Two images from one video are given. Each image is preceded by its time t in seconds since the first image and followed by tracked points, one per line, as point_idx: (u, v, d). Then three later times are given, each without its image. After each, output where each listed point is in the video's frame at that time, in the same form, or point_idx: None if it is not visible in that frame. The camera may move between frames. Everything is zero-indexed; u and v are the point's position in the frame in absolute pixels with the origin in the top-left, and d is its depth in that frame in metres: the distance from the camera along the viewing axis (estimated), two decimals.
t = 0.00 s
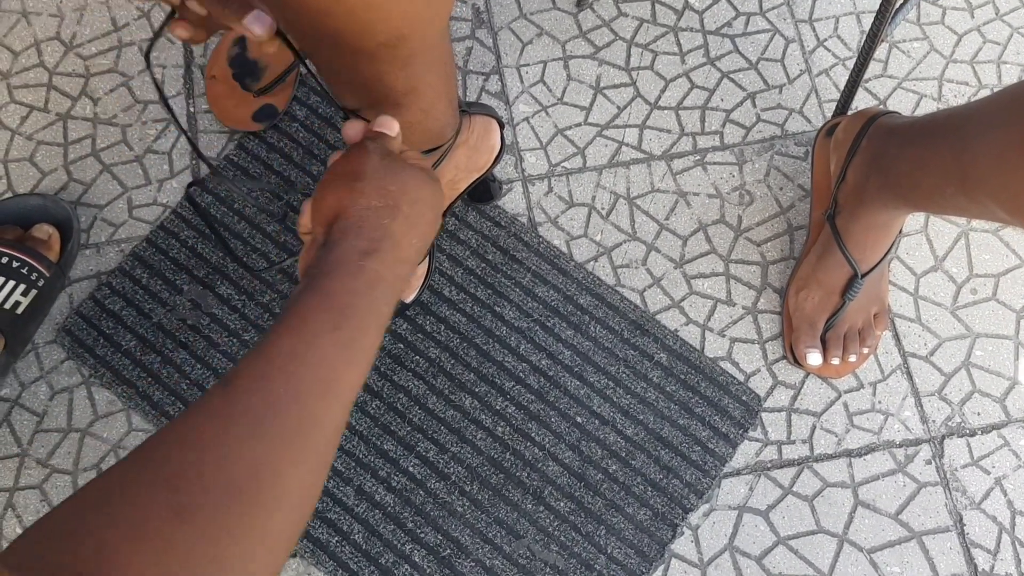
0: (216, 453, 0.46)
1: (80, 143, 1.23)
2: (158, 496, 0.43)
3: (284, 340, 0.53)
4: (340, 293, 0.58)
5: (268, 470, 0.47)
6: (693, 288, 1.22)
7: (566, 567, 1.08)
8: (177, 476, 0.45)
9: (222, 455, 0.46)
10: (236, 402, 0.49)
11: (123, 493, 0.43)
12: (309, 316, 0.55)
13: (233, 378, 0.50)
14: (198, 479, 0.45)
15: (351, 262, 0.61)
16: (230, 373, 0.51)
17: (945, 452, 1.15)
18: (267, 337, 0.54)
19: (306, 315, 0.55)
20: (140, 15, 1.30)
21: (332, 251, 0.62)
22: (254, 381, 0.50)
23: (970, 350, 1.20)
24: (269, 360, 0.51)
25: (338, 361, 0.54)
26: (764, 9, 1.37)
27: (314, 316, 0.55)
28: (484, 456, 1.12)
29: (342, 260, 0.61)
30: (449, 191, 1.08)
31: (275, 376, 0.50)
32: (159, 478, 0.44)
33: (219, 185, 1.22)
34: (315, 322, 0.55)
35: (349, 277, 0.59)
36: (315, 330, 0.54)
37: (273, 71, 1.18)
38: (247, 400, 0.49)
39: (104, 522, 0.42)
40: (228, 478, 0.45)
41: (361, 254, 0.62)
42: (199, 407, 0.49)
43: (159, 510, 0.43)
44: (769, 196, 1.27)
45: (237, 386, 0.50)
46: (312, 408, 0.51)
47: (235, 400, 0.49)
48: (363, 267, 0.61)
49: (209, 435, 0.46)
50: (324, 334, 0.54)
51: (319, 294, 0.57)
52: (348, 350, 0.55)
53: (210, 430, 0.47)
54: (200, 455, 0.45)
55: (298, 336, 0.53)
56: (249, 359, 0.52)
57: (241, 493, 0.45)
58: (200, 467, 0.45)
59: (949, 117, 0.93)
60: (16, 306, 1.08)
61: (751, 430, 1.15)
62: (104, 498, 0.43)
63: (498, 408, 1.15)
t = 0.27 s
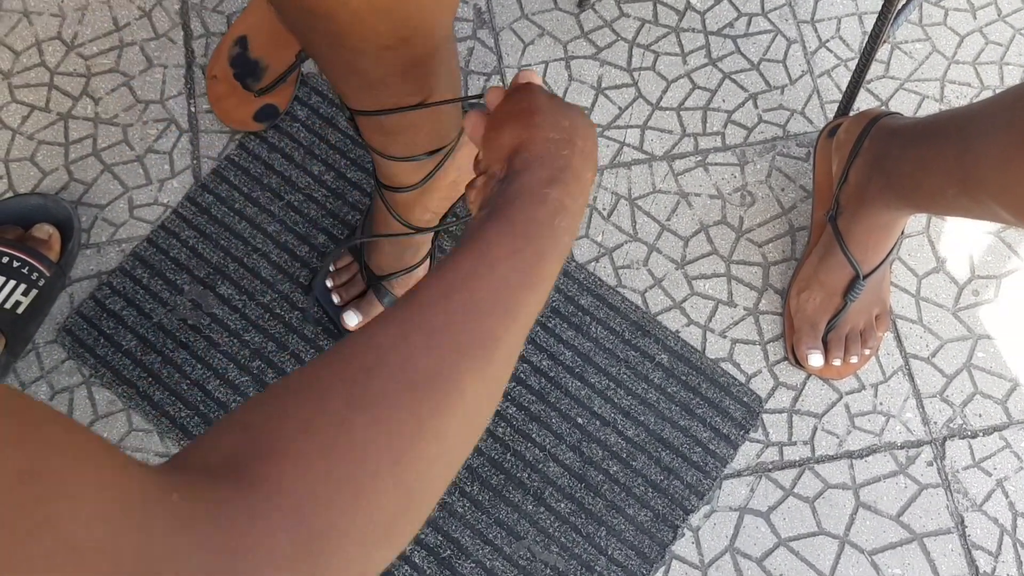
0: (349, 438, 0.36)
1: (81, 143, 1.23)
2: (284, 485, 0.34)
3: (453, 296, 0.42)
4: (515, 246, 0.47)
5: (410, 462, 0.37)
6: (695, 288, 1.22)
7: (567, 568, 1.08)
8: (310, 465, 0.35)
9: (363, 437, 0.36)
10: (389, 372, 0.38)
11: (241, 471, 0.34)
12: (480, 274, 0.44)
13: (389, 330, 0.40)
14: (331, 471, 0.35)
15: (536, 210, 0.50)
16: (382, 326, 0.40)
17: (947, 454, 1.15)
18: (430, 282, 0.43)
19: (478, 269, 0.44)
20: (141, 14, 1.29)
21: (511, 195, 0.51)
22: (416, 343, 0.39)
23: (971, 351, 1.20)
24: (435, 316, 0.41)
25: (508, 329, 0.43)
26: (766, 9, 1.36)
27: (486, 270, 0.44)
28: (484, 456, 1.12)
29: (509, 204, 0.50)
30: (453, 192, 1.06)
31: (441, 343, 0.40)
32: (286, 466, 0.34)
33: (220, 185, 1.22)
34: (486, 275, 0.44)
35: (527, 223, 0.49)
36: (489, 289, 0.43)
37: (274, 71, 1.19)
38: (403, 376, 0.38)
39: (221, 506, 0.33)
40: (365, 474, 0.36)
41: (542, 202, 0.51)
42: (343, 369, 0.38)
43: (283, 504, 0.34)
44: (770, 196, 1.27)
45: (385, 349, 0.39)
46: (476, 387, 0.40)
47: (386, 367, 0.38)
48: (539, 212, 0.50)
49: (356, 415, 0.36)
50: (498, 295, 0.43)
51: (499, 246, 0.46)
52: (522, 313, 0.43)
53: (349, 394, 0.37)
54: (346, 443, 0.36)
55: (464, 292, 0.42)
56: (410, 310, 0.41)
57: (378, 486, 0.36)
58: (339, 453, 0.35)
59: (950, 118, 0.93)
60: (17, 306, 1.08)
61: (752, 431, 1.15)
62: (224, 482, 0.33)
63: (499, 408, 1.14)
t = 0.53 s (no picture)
0: (302, 286, 0.37)
1: (83, 142, 1.23)
2: (233, 311, 0.35)
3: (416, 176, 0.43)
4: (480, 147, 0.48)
5: (358, 315, 0.38)
6: (696, 290, 1.22)
7: (567, 569, 1.08)
8: (259, 297, 0.36)
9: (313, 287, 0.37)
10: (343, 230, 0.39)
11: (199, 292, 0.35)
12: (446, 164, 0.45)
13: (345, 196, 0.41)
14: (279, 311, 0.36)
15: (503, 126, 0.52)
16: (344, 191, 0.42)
17: (948, 457, 1.15)
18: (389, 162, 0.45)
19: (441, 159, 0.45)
20: (144, 14, 1.30)
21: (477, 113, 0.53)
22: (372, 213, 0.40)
23: (973, 354, 1.20)
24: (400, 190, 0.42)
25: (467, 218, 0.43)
26: (768, 11, 1.36)
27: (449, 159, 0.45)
28: (485, 458, 1.12)
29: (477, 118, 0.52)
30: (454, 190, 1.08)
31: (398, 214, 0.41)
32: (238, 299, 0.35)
33: (221, 185, 1.22)
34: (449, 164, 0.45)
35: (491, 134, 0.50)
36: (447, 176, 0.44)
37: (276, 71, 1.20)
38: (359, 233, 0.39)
39: (175, 319, 0.33)
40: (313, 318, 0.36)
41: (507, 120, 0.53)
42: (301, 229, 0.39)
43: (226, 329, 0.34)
44: (772, 198, 1.27)
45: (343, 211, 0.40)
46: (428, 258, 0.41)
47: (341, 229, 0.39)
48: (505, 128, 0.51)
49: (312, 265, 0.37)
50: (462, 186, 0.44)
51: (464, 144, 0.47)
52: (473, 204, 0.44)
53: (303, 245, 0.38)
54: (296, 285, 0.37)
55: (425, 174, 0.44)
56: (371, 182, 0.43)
57: (327, 330, 0.36)
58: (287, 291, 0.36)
59: (951, 120, 0.93)
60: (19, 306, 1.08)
61: (753, 434, 1.15)
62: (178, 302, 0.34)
63: (500, 410, 1.14)
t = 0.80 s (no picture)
0: (305, 282, 0.37)
1: (87, 142, 1.23)
2: (241, 310, 0.35)
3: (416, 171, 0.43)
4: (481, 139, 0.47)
5: (364, 311, 0.38)
6: (699, 290, 1.22)
7: (569, 569, 1.08)
8: (266, 297, 0.36)
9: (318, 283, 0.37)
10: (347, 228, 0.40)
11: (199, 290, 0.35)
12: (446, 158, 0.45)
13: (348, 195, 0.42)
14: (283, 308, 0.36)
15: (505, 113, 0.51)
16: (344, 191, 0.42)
17: (950, 457, 1.15)
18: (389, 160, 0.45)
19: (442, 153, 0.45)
20: (147, 14, 1.30)
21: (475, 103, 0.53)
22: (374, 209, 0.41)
23: (975, 355, 1.20)
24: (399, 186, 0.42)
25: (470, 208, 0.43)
26: (770, 12, 1.36)
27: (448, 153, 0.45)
28: (487, 457, 1.12)
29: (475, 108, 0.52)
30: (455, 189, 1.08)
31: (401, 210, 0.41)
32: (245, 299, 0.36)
33: (224, 185, 1.22)
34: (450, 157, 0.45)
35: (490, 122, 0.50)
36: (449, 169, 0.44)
37: (279, 71, 1.21)
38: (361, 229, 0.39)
39: (182, 319, 0.34)
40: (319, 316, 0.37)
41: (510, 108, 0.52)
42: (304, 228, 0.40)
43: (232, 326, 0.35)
44: (774, 199, 1.27)
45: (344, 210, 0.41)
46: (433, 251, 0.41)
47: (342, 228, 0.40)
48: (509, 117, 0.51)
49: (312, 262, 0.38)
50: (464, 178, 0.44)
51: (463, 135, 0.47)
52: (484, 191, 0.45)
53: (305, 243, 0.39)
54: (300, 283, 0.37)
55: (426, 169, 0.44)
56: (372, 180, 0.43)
57: (341, 326, 0.37)
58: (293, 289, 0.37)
59: (953, 121, 0.93)
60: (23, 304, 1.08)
61: (755, 434, 1.15)
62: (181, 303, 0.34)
63: (502, 409, 1.15)
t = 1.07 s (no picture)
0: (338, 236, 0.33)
1: (86, 143, 1.23)
2: (264, 257, 0.31)
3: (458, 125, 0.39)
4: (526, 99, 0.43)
5: (406, 265, 0.34)
6: (699, 290, 1.22)
7: (569, 569, 1.08)
8: (296, 246, 0.32)
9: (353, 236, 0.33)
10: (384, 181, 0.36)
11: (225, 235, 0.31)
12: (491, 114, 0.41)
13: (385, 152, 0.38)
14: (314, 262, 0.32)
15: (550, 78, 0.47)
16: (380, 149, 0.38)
17: (950, 457, 1.15)
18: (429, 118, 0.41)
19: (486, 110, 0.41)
20: (147, 15, 1.30)
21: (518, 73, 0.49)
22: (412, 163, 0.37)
23: (975, 355, 1.20)
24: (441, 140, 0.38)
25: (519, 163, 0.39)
26: (770, 11, 1.36)
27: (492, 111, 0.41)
28: (487, 458, 1.12)
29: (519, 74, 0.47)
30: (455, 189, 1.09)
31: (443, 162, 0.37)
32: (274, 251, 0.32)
33: (224, 185, 1.22)
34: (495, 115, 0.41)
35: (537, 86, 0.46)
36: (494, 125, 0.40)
37: (279, 71, 1.20)
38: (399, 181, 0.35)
39: (201, 262, 0.30)
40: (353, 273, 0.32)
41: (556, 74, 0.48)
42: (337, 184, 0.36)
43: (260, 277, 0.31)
44: (774, 199, 1.27)
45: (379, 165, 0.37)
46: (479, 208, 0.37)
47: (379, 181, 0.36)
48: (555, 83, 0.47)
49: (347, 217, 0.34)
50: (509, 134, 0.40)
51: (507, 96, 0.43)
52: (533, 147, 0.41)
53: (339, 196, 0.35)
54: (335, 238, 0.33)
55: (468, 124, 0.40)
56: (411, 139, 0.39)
57: (376, 279, 0.33)
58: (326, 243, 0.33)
59: (952, 122, 0.93)
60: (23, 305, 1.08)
61: (755, 434, 1.15)
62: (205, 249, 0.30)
63: (502, 410, 1.15)
